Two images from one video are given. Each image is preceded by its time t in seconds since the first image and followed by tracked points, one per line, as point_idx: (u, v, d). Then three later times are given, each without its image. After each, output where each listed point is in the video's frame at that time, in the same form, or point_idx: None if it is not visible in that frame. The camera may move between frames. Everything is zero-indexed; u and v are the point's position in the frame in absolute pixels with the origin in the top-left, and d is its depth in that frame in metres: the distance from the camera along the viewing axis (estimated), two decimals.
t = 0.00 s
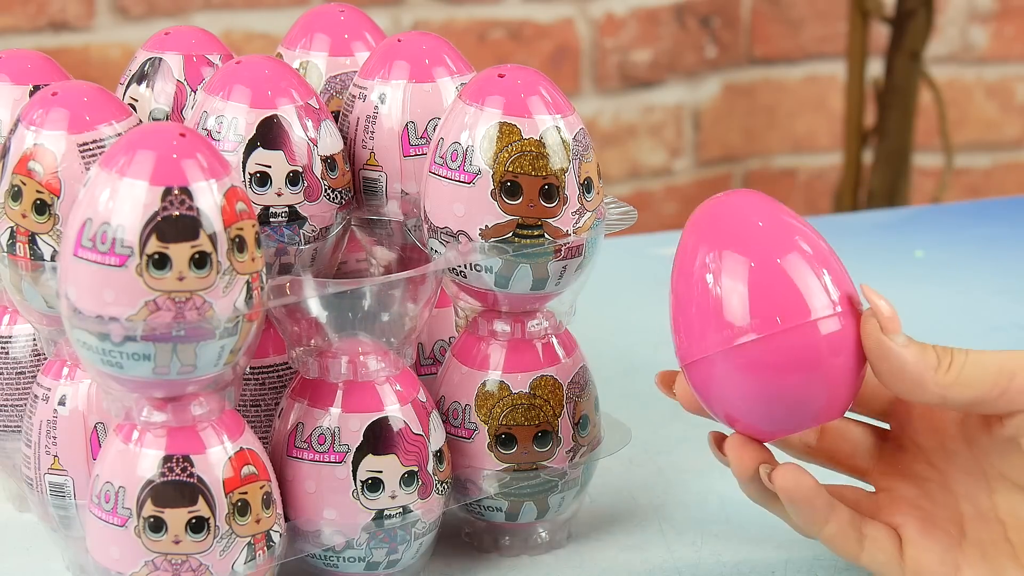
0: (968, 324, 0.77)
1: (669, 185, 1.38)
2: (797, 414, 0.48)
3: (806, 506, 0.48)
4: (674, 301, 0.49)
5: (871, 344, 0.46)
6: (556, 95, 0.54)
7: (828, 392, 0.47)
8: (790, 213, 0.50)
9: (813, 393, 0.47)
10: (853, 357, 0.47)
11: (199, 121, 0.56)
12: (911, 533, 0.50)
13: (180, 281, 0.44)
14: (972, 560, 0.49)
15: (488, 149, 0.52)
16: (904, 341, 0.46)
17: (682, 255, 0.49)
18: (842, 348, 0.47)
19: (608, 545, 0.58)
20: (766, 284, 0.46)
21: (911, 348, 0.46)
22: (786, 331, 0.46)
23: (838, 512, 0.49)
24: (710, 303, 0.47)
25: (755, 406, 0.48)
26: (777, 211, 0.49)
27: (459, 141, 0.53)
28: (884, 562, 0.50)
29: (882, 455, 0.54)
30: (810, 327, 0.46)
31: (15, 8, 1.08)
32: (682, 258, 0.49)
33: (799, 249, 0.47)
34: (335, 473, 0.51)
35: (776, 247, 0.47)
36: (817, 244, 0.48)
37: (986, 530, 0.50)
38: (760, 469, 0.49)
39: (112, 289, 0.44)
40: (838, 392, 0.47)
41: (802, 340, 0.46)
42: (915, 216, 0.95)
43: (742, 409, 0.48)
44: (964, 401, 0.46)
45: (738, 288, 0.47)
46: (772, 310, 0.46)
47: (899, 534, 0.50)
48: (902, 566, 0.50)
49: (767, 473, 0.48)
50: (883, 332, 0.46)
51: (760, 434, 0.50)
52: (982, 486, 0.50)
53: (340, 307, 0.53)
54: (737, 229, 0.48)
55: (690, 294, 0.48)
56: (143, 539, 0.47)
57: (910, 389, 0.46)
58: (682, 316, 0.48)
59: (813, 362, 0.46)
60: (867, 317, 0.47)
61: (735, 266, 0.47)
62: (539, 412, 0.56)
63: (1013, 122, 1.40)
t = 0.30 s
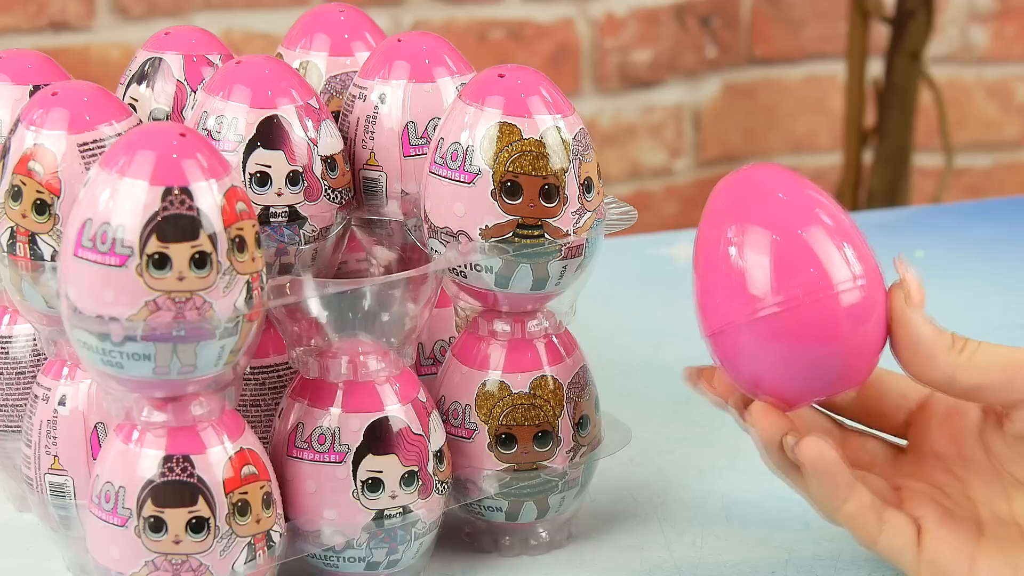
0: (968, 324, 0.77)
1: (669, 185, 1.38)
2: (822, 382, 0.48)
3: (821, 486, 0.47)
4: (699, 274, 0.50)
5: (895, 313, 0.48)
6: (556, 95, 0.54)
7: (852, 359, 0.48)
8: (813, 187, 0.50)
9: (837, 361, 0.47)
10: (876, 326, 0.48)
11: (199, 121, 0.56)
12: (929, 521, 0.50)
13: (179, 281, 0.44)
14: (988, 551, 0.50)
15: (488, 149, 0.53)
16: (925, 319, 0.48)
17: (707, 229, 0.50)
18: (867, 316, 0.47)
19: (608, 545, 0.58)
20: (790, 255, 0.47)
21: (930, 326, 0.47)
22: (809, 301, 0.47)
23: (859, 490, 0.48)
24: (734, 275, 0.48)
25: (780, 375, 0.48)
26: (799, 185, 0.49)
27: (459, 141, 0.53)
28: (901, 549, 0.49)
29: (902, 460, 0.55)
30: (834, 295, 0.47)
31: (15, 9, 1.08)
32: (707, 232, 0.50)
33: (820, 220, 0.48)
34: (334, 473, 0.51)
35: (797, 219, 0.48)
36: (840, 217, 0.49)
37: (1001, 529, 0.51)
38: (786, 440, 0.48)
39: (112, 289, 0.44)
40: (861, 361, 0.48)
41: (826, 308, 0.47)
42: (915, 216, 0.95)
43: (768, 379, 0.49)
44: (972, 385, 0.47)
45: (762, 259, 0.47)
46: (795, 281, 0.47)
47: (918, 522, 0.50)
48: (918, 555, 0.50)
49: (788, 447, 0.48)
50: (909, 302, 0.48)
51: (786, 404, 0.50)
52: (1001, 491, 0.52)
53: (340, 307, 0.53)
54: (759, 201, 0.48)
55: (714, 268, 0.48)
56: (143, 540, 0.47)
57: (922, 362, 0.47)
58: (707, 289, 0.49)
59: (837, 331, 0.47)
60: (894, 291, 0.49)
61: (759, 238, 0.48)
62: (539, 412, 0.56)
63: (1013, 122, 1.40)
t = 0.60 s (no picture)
0: (969, 324, 0.77)
1: (669, 185, 1.38)
2: (796, 408, 0.48)
3: (814, 509, 0.47)
4: (689, 285, 0.50)
5: (875, 363, 0.48)
6: (556, 95, 0.54)
7: (828, 387, 0.48)
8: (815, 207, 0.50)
9: (814, 388, 0.48)
10: (856, 356, 0.48)
11: (199, 121, 0.56)
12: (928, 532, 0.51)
13: (180, 281, 0.44)
14: (993, 556, 0.51)
15: (488, 149, 0.53)
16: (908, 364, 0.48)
17: (702, 241, 0.50)
18: (847, 344, 0.48)
19: (609, 545, 0.58)
20: (782, 271, 0.47)
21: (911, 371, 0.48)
22: (795, 314, 0.47)
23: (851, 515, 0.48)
24: (723, 287, 0.48)
25: (756, 396, 0.48)
26: (801, 202, 0.49)
27: (460, 141, 0.54)
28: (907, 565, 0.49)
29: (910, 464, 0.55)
30: (819, 319, 0.47)
31: (15, 8, 1.08)
32: (701, 245, 0.49)
33: (812, 235, 0.48)
34: (335, 473, 0.51)
35: (792, 232, 0.48)
36: (840, 243, 0.49)
37: (1004, 537, 0.52)
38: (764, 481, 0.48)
39: (112, 289, 0.44)
40: (839, 389, 0.48)
41: (808, 332, 0.47)
42: (916, 216, 0.95)
43: (751, 392, 0.49)
44: (954, 431, 0.49)
45: (752, 272, 0.47)
46: (785, 298, 0.47)
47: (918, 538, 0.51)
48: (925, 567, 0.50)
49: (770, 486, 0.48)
50: (890, 355, 0.48)
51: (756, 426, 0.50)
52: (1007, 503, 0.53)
53: (340, 307, 0.53)
54: (758, 215, 0.48)
55: (705, 280, 0.49)
56: (143, 540, 0.47)
57: (903, 411, 0.49)
58: (695, 300, 0.49)
59: (817, 355, 0.47)
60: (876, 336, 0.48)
61: (753, 251, 0.47)
62: (539, 412, 0.56)
63: (1013, 122, 1.40)
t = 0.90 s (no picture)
0: (969, 324, 0.77)
1: (669, 185, 1.38)
2: (783, 414, 0.49)
3: (814, 517, 0.48)
4: (679, 290, 0.50)
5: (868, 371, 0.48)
6: (556, 95, 0.54)
7: (817, 393, 0.48)
8: (803, 217, 0.50)
9: (802, 394, 0.48)
10: (846, 363, 0.48)
11: (199, 121, 0.56)
12: (932, 540, 0.51)
13: (180, 281, 0.44)
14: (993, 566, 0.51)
15: (488, 149, 0.53)
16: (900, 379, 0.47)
17: (691, 247, 0.50)
18: (836, 351, 0.48)
19: (609, 545, 0.58)
20: (768, 276, 0.47)
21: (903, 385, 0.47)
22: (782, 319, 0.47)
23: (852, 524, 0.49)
24: (711, 292, 0.48)
25: (745, 401, 0.49)
26: (789, 210, 0.49)
27: (460, 141, 0.53)
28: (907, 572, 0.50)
29: (912, 470, 0.55)
30: (807, 326, 0.47)
31: (15, 8, 1.08)
32: (691, 251, 0.50)
33: (800, 242, 0.48)
34: (334, 473, 0.51)
35: (778, 237, 0.48)
36: (829, 251, 0.49)
37: (1006, 545, 0.51)
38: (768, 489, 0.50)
39: (113, 289, 0.44)
40: (827, 397, 0.48)
41: (796, 339, 0.47)
42: (915, 216, 0.95)
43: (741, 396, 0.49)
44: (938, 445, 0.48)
45: (739, 276, 0.48)
46: (771, 303, 0.47)
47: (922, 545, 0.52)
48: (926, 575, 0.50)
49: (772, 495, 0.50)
50: (882, 366, 0.47)
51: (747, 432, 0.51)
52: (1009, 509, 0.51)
53: (340, 307, 0.53)
54: (746, 221, 0.49)
55: (693, 285, 0.49)
56: (143, 540, 0.47)
57: (890, 422, 0.48)
58: (685, 303, 0.49)
59: (805, 360, 0.47)
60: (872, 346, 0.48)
61: (740, 256, 0.48)
62: (539, 412, 0.56)
63: (1013, 122, 1.40)
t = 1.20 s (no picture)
0: (968, 324, 0.77)
1: (669, 185, 1.38)
2: (800, 378, 0.48)
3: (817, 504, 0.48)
4: (701, 251, 0.50)
5: (883, 342, 0.47)
6: (556, 95, 0.54)
7: (836, 357, 0.48)
8: (829, 175, 0.50)
9: (821, 357, 0.47)
10: (867, 329, 0.48)
11: (199, 121, 0.56)
12: (928, 516, 0.51)
13: (180, 281, 0.44)
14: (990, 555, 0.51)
15: (488, 149, 0.53)
16: (914, 355, 0.47)
17: (714, 207, 0.50)
18: (857, 314, 0.47)
19: (609, 545, 0.58)
20: (792, 235, 0.47)
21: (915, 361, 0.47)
22: (803, 280, 0.47)
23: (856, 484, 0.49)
24: (733, 252, 0.48)
25: (764, 364, 0.48)
26: (814, 167, 0.49)
27: (460, 141, 0.54)
28: (900, 544, 0.50)
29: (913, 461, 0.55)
30: (827, 289, 0.47)
31: (15, 9, 1.08)
32: (713, 211, 0.49)
33: (824, 202, 0.48)
34: (334, 473, 0.51)
35: (803, 195, 0.47)
36: (854, 210, 0.49)
37: (997, 531, 0.51)
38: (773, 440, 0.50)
39: (113, 289, 0.44)
40: (843, 364, 0.48)
41: (815, 302, 0.47)
42: (915, 215, 0.95)
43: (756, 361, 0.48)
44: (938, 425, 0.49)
45: (762, 235, 0.47)
46: (794, 262, 0.47)
47: (916, 520, 0.52)
48: (919, 551, 0.50)
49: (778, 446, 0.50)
50: (898, 339, 0.47)
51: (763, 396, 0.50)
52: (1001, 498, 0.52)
53: (340, 307, 0.53)
54: (770, 180, 0.48)
55: (715, 245, 0.48)
56: (143, 540, 0.47)
57: (896, 395, 0.48)
58: (705, 263, 0.49)
59: (825, 322, 0.47)
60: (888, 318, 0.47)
61: (763, 215, 0.47)
62: (539, 412, 0.56)
63: (1013, 122, 1.40)
